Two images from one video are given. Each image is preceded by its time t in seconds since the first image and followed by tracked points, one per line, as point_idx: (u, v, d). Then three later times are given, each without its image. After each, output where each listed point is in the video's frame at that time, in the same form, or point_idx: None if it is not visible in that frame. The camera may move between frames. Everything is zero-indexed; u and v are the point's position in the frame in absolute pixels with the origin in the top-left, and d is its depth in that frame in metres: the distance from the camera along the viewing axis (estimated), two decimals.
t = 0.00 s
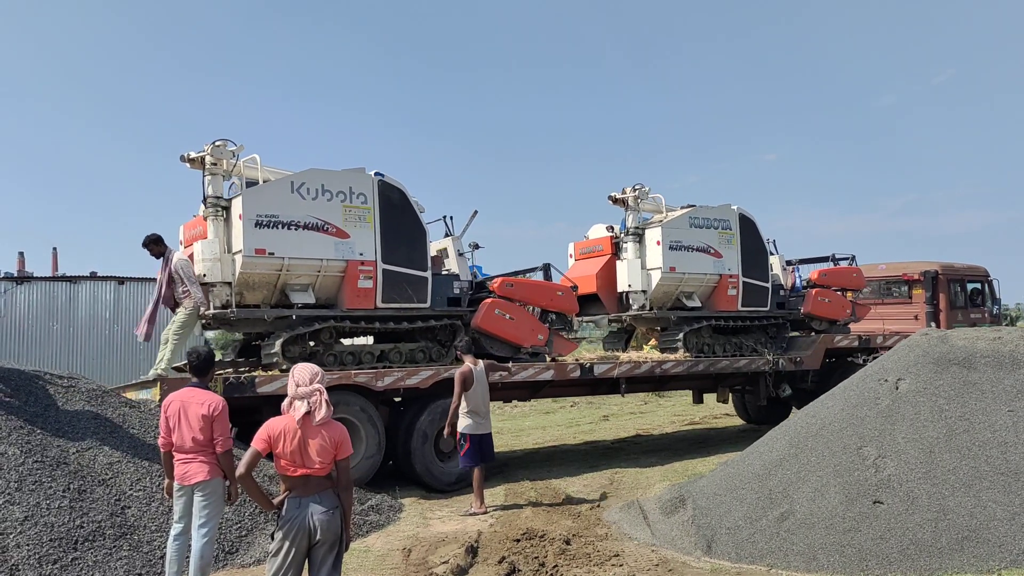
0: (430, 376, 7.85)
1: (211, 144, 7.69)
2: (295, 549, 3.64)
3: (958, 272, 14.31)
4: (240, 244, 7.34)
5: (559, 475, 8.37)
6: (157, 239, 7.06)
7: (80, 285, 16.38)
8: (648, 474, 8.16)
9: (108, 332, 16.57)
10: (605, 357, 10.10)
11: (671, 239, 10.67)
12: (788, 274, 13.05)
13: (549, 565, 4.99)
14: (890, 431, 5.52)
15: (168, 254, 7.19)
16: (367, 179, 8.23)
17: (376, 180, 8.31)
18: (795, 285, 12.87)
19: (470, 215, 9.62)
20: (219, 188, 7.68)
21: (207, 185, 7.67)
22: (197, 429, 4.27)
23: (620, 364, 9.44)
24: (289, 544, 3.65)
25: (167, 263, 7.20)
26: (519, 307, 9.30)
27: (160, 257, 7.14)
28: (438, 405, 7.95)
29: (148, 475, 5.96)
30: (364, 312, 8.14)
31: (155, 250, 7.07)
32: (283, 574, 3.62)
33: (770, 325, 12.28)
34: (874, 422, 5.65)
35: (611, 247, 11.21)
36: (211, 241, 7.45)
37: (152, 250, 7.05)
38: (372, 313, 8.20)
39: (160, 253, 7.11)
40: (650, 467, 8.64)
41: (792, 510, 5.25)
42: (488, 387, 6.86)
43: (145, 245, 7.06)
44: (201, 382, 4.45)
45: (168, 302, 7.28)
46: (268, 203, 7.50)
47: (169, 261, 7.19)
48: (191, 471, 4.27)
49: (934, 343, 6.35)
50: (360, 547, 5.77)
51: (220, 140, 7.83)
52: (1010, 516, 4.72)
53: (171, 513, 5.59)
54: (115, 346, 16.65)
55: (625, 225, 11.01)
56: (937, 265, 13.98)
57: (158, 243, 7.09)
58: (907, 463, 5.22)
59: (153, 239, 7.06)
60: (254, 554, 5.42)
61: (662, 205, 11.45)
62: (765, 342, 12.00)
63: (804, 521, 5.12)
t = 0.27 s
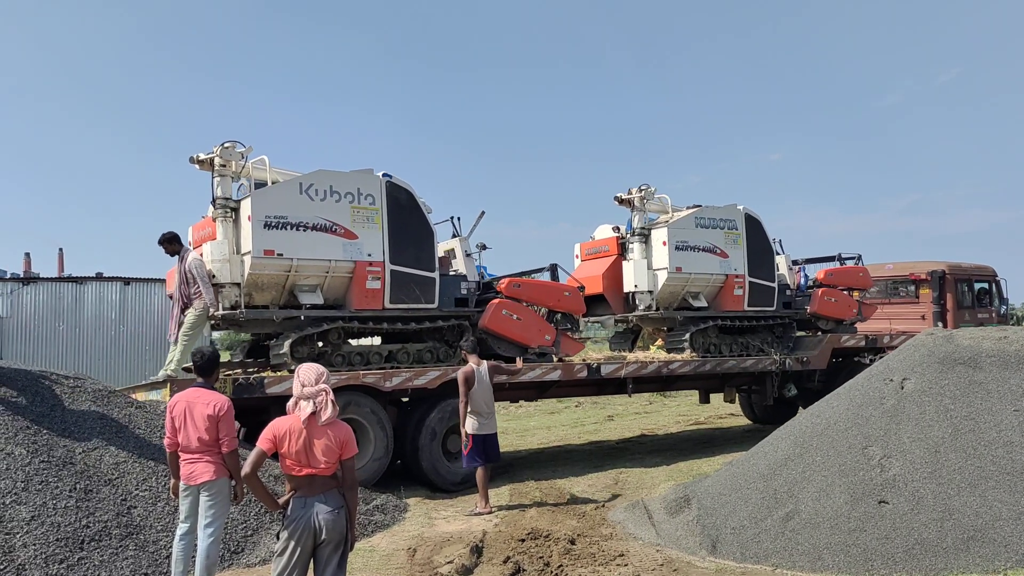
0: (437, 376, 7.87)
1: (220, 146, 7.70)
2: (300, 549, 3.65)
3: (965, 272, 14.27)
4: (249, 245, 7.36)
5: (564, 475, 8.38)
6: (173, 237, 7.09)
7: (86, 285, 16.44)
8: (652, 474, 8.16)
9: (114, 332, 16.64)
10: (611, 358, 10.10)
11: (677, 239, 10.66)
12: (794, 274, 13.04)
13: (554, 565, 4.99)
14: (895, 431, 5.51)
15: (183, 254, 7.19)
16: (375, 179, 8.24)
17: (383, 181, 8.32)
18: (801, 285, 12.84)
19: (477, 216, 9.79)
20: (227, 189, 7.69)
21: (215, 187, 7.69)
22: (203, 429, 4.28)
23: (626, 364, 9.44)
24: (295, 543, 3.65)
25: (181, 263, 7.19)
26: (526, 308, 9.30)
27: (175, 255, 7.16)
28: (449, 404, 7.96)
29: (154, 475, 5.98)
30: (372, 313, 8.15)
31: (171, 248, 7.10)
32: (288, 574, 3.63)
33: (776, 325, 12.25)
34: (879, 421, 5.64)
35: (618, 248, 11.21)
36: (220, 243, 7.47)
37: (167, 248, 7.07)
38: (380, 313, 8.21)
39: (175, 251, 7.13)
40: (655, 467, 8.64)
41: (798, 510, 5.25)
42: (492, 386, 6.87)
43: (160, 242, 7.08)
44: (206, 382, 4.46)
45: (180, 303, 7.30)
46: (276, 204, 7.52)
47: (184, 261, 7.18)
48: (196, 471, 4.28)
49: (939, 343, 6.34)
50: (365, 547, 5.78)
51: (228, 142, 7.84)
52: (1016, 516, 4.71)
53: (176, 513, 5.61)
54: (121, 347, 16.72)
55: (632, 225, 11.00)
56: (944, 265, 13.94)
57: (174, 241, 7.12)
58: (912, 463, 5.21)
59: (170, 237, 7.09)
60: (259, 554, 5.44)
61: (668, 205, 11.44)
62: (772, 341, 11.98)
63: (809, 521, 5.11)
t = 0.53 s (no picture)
0: (440, 377, 7.88)
1: (223, 147, 7.71)
2: (305, 549, 3.66)
3: (970, 272, 14.24)
4: (252, 246, 7.38)
5: (568, 476, 8.38)
6: (178, 237, 7.13)
7: (91, 287, 16.50)
8: (656, 475, 8.16)
9: (119, 333, 16.69)
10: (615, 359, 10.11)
11: (680, 239, 10.66)
12: (798, 275, 13.05)
13: (559, 566, 4.99)
14: (899, 431, 5.50)
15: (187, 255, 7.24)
16: (378, 181, 8.25)
17: (386, 182, 8.33)
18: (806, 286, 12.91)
19: (481, 215, 9.88)
20: (230, 191, 7.72)
21: (219, 188, 7.70)
22: (207, 430, 4.29)
23: (630, 365, 9.44)
24: (299, 544, 3.66)
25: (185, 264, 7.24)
26: (529, 309, 9.30)
27: (179, 255, 7.21)
28: (452, 405, 7.98)
29: (159, 476, 5.99)
30: (375, 314, 8.17)
31: (175, 248, 7.14)
32: (293, 574, 3.64)
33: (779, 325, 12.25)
34: (884, 422, 5.63)
35: (621, 248, 11.21)
36: (223, 244, 7.49)
37: (172, 248, 7.11)
38: (383, 314, 8.22)
39: (179, 252, 7.17)
40: (659, 467, 8.64)
41: (802, 510, 5.24)
42: (496, 386, 6.87)
43: (164, 242, 7.12)
44: (211, 383, 4.47)
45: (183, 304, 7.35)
46: (279, 205, 7.54)
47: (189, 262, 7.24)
48: (201, 472, 4.30)
49: (943, 343, 6.33)
50: (370, 547, 5.80)
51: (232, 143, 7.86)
52: (1021, 517, 4.70)
53: (181, 514, 5.62)
54: (126, 348, 16.77)
55: (635, 226, 11.01)
56: (948, 265, 13.92)
57: (178, 242, 7.16)
58: (917, 463, 5.21)
59: (174, 237, 7.12)
60: (264, 555, 5.45)
61: (671, 205, 11.43)
62: (775, 342, 11.97)
63: (814, 521, 5.11)
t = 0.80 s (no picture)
0: (442, 377, 7.88)
1: (224, 148, 7.71)
2: (309, 549, 3.66)
3: (972, 271, 14.22)
4: (254, 247, 7.38)
5: (571, 476, 8.38)
6: (178, 238, 7.15)
7: (94, 287, 16.52)
8: (659, 475, 8.15)
9: (121, 334, 16.71)
10: (618, 359, 10.11)
11: (682, 239, 10.65)
12: (800, 274, 13.04)
13: (562, 566, 4.99)
14: (903, 430, 5.49)
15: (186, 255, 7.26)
16: (379, 181, 8.25)
17: (388, 183, 8.33)
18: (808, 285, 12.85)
19: (482, 215, 9.92)
20: (231, 192, 7.71)
21: (220, 189, 7.69)
22: (210, 431, 4.30)
23: (632, 365, 9.44)
24: (303, 544, 3.66)
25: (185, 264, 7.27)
26: (531, 309, 9.29)
27: (179, 256, 7.24)
28: (454, 406, 7.98)
29: (162, 476, 6.00)
30: (377, 314, 8.17)
31: (175, 249, 7.16)
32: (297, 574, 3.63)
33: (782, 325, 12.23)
34: (887, 421, 5.63)
35: (623, 248, 11.20)
36: (225, 245, 7.50)
37: (172, 249, 7.14)
38: (385, 315, 8.22)
39: (179, 253, 7.20)
40: (662, 467, 8.63)
41: (805, 510, 5.24)
42: (498, 387, 6.86)
43: (165, 242, 7.16)
44: (213, 384, 4.47)
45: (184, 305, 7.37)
46: (281, 206, 7.54)
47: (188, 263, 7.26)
48: (204, 472, 4.30)
49: (946, 343, 6.32)
50: (372, 548, 5.80)
51: (233, 144, 7.86)
52: None
53: (184, 515, 5.62)
54: (128, 348, 16.78)
55: (636, 226, 11.00)
56: (950, 264, 13.90)
57: (178, 242, 7.18)
58: (920, 463, 5.20)
59: (174, 238, 7.15)
60: (267, 555, 5.45)
61: (673, 205, 11.43)
62: (778, 341, 11.96)
63: (817, 521, 5.11)
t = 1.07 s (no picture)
0: (442, 377, 7.87)
1: (225, 148, 7.72)
2: (310, 550, 3.66)
3: (972, 271, 14.22)
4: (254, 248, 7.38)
5: (571, 476, 8.38)
6: (179, 236, 7.16)
7: (95, 288, 16.52)
8: (660, 475, 8.15)
9: (121, 335, 16.71)
10: (618, 359, 10.11)
11: (682, 239, 10.65)
12: (800, 274, 13.04)
13: (562, 566, 4.99)
14: (903, 430, 5.49)
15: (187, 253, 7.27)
16: (379, 182, 8.25)
17: (388, 183, 8.33)
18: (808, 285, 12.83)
19: (482, 215, 9.76)
20: (232, 192, 7.71)
21: (220, 190, 7.70)
22: (211, 431, 4.30)
23: (632, 365, 9.44)
24: (303, 544, 3.66)
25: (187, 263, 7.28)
26: (531, 309, 9.29)
27: (180, 255, 7.24)
28: (454, 406, 7.97)
29: (162, 477, 6.00)
30: (377, 315, 8.17)
31: (176, 247, 7.16)
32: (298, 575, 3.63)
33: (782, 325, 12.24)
34: (888, 421, 5.62)
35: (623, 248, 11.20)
36: (225, 245, 7.50)
37: (174, 246, 7.15)
38: (384, 315, 8.22)
39: (180, 251, 7.20)
40: (663, 468, 8.63)
41: (806, 510, 5.24)
42: (498, 387, 6.87)
43: (167, 241, 7.17)
44: (214, 385, 4.47)
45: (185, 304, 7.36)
46: (282, 207, 7.54)
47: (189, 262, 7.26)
48: (205, 473, 4.30)
49: (946, 343, 6.32)
50: (373, 548, 5.80)
51: (233, 144, 7.86)
52: None
53: (184, 516, 5.62)
54: (128, 349, 16.79)
55: (637, 226, 11.00)
56: (951, 264, 13.90)
57: (180, 241, 7.19)
58: (920, 463, 5.20)
59: (176, 237, 7.16)
60: (268, 556, 5.45)
61: (673, 205, 11.43)
62: (778, 342, 11.96)
63: (817, 521, 5.11)
